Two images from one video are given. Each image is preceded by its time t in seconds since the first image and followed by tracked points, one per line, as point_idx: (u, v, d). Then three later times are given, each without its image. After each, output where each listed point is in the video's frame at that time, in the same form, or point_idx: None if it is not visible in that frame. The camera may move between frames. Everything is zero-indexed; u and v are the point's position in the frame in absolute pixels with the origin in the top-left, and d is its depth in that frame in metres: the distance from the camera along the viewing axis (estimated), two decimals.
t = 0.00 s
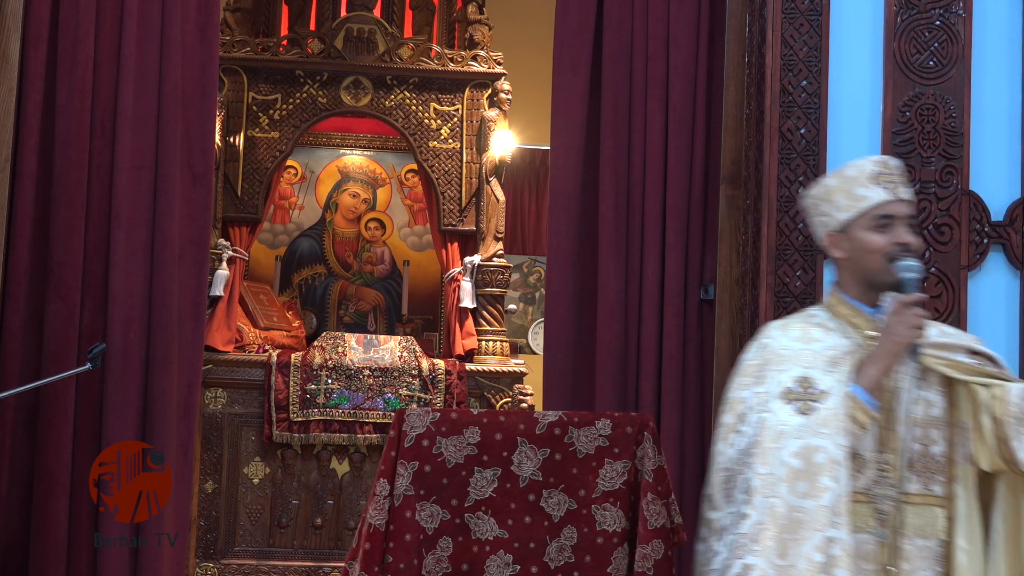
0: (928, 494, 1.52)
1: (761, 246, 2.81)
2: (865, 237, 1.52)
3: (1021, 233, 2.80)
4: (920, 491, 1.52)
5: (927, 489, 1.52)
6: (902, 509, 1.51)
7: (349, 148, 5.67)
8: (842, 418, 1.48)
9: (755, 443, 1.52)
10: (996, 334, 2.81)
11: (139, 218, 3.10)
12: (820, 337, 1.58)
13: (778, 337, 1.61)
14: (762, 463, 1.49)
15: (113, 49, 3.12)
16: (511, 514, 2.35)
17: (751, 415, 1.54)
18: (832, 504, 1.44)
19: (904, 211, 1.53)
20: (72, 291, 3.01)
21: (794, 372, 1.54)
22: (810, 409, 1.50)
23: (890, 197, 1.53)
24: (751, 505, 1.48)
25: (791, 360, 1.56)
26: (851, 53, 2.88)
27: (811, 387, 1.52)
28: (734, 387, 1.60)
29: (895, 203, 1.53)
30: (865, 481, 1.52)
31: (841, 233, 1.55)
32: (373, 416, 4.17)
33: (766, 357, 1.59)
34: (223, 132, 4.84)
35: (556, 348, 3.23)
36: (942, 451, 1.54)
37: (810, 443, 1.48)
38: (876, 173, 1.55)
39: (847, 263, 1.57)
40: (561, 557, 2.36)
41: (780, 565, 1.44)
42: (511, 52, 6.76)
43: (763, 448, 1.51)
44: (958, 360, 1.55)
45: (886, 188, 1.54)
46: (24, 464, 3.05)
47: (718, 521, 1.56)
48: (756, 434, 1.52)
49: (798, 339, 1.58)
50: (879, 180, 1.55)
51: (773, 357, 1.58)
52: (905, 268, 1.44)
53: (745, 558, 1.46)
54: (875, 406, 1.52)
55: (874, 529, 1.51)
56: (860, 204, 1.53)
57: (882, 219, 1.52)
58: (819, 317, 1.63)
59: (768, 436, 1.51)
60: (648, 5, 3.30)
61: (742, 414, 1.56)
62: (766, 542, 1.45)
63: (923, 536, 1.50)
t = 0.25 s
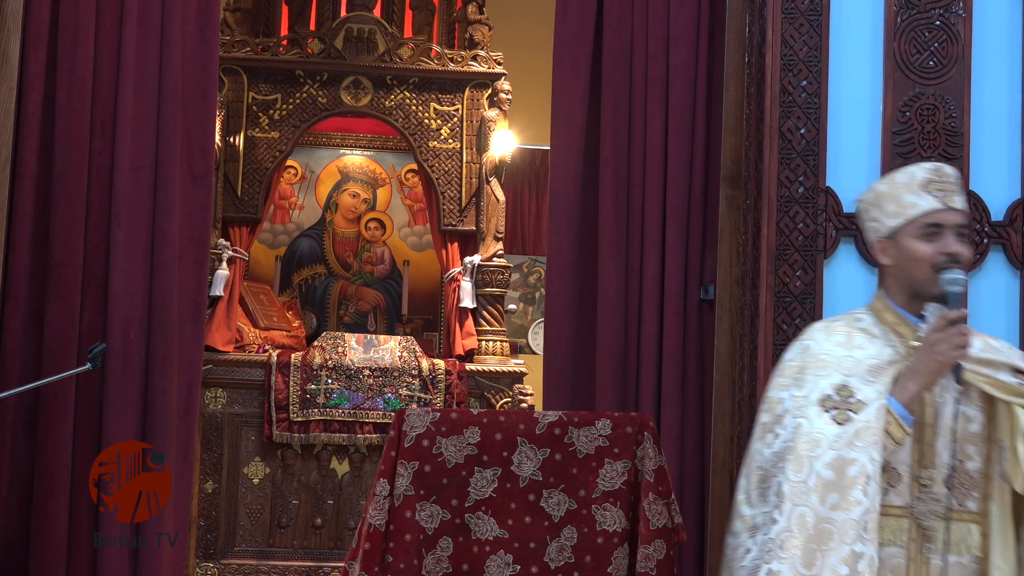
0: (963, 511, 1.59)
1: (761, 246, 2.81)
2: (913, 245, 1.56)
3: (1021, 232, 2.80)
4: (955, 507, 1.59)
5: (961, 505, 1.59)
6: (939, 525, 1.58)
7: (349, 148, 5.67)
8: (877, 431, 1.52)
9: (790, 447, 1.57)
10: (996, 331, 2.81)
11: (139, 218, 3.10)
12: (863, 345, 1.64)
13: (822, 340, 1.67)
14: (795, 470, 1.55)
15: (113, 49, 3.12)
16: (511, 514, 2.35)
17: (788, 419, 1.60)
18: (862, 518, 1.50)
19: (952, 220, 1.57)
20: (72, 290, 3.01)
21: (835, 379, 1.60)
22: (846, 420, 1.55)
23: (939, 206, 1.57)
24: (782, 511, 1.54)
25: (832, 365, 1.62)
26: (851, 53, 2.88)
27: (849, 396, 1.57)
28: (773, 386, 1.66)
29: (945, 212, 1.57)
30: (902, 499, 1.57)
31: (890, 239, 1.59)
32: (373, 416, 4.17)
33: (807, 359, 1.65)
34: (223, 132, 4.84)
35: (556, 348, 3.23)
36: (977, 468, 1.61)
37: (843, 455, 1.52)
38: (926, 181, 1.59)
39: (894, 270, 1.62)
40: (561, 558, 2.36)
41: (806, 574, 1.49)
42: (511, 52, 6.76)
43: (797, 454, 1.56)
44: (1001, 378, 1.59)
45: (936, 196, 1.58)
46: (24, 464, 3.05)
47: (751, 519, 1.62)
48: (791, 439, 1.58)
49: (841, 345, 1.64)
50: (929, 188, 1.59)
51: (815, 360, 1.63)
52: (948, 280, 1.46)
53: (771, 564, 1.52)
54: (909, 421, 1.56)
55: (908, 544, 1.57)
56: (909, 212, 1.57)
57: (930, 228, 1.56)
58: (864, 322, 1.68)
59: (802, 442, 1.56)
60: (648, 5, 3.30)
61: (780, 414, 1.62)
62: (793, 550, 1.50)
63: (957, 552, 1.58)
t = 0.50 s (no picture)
0: (982, 518, 1.80)
1: (761, 246, 2.81)
2: (940, 248, 1.78)
3: (1021, 232, 2.79)
4: (974, 514, 1.79)
5: (980, 512, 1.80)
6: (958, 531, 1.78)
7: (349, 148, 5.67)
8: (892, 437, 1.74)
9: (808, 446, 1.80)
10: (996, 332, 2.79)
11: (139, 218, 3.10)
12: (884, 347, 1.86)
13: (846, 340, 1.89)
14: (812, 472, 1.77)
15: (113, 49, 3.12)
16: (511, 514, 2.35)
17: (808, 418, 1.83)
18: (877, 522, 1.71)
19: (980, 224, 1.77)
20: (72, 290, 3.01)
21: (855, 380, 1.83)
22: (863, 422, 1.77)
23: (968, 211, 1.78)
24: (800, 512, 1.76)
25: (853, 366, 1.85)
26: (852, 53, 2.88)
27: (868, 398, 1.79)
28: (795, 384, 1.90)
29: (975, 217, 1.78)
30: (916, 503, 1.79)
31: (919, 240, 1.82)
32: (373, 416, 4.17)
33: (829, 357, 1.88)
34: (223, 132, 4.84)
35: (557, 349, 3.23)
36: (997, 474, 1.81)
37: (859, 458, 1.74)
38: (957, 186, 1.80)
39: (919, 272, 1.83)
40: (561, 558, 2.36)
41: (821, 575, 1.71)
42: (511, 52, 6.76)
43: (815, 455, 1.78)
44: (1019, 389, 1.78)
45: (965, 201, 1.79)
46: (24, 463, 3.05)
47: (771, 515, 1.86)
48: (809, 439, 1.81)
49: (863, 346, 1.86)
50: (959, 193, 1.80)
51: (837, 360, 1.86)
52: (974, 288, 1.65)
53: (788, 564, 1.73)
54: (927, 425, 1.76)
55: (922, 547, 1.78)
56: (939, 215, 1.79)
57: (957, 232, 1.78)
58: (887, 322, 1.91)
59: (820, 442, 1.79)
60: (648, 5, 3.30)
61: (800, 412, 1.87)
62: (809, 551, 1.73)
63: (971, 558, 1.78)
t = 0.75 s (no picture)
0: (987, 514, 1.89)
1: (761, 246, 2.81)
2: (944, 244, 1.90)
3: (1021, 232, 2.79)
4: (979, 511, 1.89)
5: (986, 508, 1.89)
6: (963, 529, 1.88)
7: (349, 148, 5.67)
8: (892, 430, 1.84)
9: (812, 442, 1.92)
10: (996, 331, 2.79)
11: (139, 218, 3.10)
12: (890, 343, 1.97)
13: (851, 338, 2.01)
14: (817, 467, 1.89)
15: (112, 49, 3.12)
16: (511, 514, 2.35)
17: (812, 414, 1.95)
18: (881, 516, 1.81)
19: (981, 221, 1.90)
20: (72, 290, 3.01)
21: (859, 376, 1.94)
22: (866, 418, 1.88)
23: (970, 208, 1.90)
24: (806, 507, 1.88)
25: (858, 363, 1.96)
26: (852, 53, 2.88)
27: (871, 394, 1.90)
28: (801, 382, 2.04)
29: (979, 214, 1.90)
30: (920, 499, 1.90)
31: (924, 237, 1.94)
32: (373, 416, 4.17)
33: (834, 355, 2.00)
34: (223, 132, 4.85)
35: (556, 349, 3.23)
36: (1003, 470, 1.90)
37: (861, 452, 1.85)
38: (960, 184, 1.92)
39: (924, 268, 1.95)
40: (561, 557, 2.36)
41: (830, 569, 1.82)
42: (511, 52, 6.76)
43: (818, 450, 1.90)
44: None
45: (968, 198, 1.91)
46: (24, 463, 3.05)
47: (777, 513, 2.02)
48: (813, 435, 1.92)
49: (868, 343, 1.97)
50: (962, 190, 1.92)
51: (842, 357, 1.98)
52: (978, 283, 1.75)
53: (795, 560, 1.85)
54: (931, 420, 1.87)
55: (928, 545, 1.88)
56: (942, 212, 1.92)
57: (960, 228, 1.90)
58: (893, 319, 2.01)
59: (823, 438, 1.90)
60: (648, 5, 3.30)
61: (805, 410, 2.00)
62: (816, 547, 1.84)
63: (976, 555, 1.88)
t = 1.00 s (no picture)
0: (985, 510, 1.87)
1: (761, 246, 2.81)
2: (941, 241, 1.89)
3: (1021, 233, 2.79)
4: (978, 506, 1.87)
5: (984, 504, 1.88)
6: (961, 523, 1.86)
7: (349, 148, 5.67)
8: (889, 424, 1.82)
9: (810, 438, 1.89)
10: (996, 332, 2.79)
11: (139, 218, 3.10)
12: (888, 340, 1.96)
13: (849, 335, 1.99)
14: (813, 462, 1.87)
15: (112, 49, 3.12)
16: (511, 514, 2.35)
17: (810, 410, 1.93)
18: (877, 508, 1.78)
19: (978, 218, 1.89)
20: (72, 290, 3.01)
21: (857, 372, 1.92)
22: (863, 412, 1.85)
23: (967, 206, 1.89)
24: (803, 502, 1.85)
25: (855, 359, 1.94)
26: (852, 53, 2.88)
27: (869, 389, 1.88)
28: (800, 379, 2.03)
29: (976, 211, 1.89)
30: (918, 494, 1.88)
31: (922, 234, 1.94)
32: (373, 416, 4.17)
33: (833, 352, 1.99)
34: (223, 132, 4.85)
35: (556, 349, 3.23)
36: (1001, 466, 1.88)
37: (857, 446, 1.82)
38: (957, 181, 1.91)
39: (921, 265, 1.94)
40: (561, 557, 2.36)
41: (831, 564, 1.80)
42: (511, 52, 6.76)
43: (816, 445, 1.87)
44: None
45: (965, 196, 1.90)
46: (24, 463, 3.05)
47: (778, 511, 2.00)
48: (811, 430, 1.90)
49: (866, 339, 1.96)
50: (959, 188, 1.91)
51: (840, 353, 1.96)
52: (975, 277, 1.75)
53: (794, 556, 1.83)
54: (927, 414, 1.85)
55: (926, 540, 1.86)
56: (939, 209, 1.91)
57: (957, 226, 1.89)
58: (892, 317, 2.00)
59: (820, 433, 1.87)
60: (648, 5, 3.30)
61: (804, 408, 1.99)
62: (815, 542, 1.82)
63: (974, 551, 1.86)
